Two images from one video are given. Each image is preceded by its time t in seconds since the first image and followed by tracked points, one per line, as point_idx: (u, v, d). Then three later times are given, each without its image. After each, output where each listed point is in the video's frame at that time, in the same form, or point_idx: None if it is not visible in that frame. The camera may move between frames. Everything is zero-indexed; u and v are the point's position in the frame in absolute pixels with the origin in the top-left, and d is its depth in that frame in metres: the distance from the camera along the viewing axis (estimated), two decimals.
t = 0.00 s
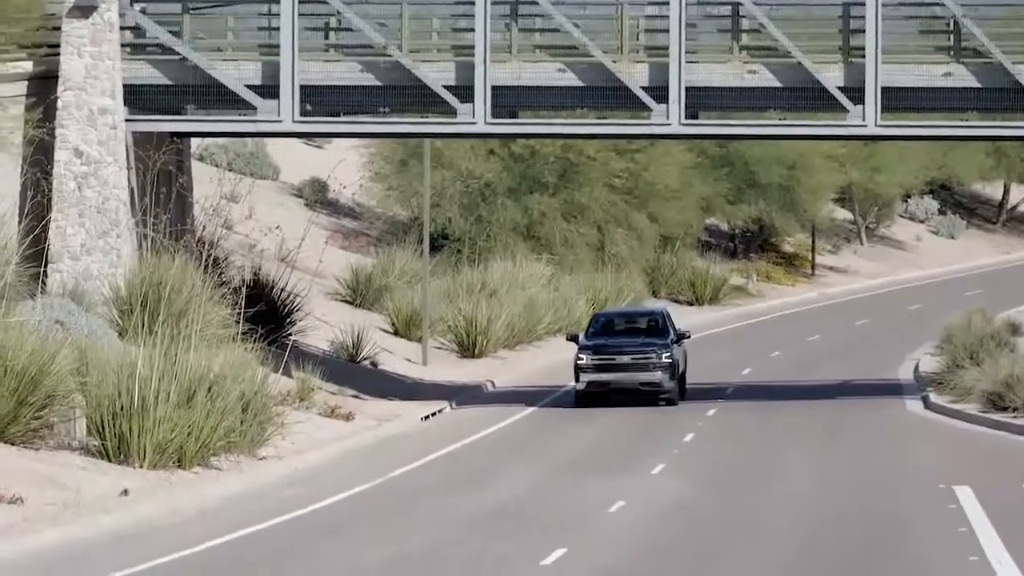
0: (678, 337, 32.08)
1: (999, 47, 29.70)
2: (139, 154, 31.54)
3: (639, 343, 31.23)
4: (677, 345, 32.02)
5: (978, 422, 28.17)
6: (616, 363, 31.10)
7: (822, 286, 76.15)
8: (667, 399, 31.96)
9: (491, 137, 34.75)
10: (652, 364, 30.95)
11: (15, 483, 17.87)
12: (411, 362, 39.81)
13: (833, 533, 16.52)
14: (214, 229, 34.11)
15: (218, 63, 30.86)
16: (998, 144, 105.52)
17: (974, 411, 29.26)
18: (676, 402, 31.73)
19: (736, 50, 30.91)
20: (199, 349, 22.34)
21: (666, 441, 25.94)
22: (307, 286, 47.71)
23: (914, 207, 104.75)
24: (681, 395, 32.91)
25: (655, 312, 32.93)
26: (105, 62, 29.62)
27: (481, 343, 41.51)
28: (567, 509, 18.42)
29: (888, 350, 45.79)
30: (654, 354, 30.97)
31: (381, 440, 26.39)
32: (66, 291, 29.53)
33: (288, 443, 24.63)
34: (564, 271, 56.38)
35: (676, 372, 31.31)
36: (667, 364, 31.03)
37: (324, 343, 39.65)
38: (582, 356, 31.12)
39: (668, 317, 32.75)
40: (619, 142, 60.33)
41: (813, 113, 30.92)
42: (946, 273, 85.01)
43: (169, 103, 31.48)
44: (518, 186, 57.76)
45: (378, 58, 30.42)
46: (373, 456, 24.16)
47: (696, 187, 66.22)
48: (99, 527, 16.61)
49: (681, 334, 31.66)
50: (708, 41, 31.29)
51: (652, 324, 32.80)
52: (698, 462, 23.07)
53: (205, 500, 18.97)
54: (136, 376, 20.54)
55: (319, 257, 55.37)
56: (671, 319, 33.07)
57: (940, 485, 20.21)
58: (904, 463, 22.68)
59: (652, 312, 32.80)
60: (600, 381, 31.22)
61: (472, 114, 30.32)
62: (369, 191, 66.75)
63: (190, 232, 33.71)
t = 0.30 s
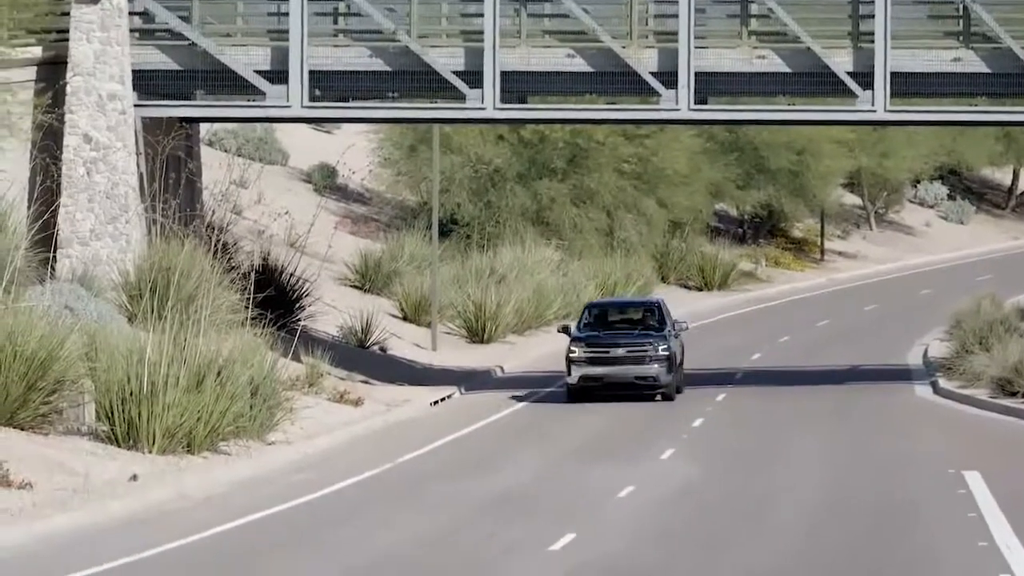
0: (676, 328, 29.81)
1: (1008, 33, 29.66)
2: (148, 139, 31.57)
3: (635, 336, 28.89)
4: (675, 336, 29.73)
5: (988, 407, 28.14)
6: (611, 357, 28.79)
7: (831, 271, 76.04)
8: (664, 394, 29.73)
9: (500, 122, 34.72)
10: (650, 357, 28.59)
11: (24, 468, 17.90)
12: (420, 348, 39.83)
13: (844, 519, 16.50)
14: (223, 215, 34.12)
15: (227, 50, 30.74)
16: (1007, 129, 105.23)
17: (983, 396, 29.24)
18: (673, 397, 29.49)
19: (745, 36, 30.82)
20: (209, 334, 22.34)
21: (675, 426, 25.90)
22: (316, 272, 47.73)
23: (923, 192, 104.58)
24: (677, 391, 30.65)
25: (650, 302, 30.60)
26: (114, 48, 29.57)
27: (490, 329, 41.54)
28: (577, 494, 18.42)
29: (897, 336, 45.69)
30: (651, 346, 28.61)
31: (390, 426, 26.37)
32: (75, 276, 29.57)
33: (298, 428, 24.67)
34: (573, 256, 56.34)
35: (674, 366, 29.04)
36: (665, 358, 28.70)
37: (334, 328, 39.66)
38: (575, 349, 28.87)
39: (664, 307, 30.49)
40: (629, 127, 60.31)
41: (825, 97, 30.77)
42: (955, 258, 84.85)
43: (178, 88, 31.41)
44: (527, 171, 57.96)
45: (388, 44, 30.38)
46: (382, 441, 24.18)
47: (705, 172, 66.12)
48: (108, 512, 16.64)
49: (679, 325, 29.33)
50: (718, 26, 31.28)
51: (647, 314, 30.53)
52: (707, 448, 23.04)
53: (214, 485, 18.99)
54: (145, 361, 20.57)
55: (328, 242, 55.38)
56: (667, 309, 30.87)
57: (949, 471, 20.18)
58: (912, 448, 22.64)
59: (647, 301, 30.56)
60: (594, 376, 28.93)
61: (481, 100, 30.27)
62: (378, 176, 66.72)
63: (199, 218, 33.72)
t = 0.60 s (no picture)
0: (672, 317, 28.15)
1: (1017, 14, 29.62)
2: (157, 120, 31.59)
3: (629, 325, 27.24)
4: (671, 327, 28.06)
5: (996, 388, 28.13)
6: (603, 347, 27.09)
7: (840, 252, 75.95)
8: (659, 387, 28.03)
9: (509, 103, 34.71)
10: (644, 348, 26.93)
11: (32, 449, 17.95)
12: (429, 328, 39.87)
13: (854, 499, 16.53)
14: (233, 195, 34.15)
15: (237, 30, 30.82)
16: (1017, 109, 104.93)
17: (992, 377, 29.24)
18: (669, 391, 27.78)
19: (754, 17, 30.87)
20: (218, 315, 22.35)
21: (683, 407, 25.93)
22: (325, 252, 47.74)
23: (932, 173, 104.41)
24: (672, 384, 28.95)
25: (644, 290, 28.93)
26: (123, 28, 29.50)
27: (499, 310, 41.57)
28: (586, 475, 18.47)
29: (906, 317, 45.64)
30: (645, 336, 26.96)
31: (398, 407, 26.34)
32: (84, 256, 29.56)
33: (307, 409, 24.73)
34: (582, 237, 56.33)
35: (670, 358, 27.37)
36: (660, 349, 27.01)
37: (342, 309, 39.68)
38: (565, 338, 27.18)
39: (659, 296, 28.81)
40: (637, 108, 60.22)
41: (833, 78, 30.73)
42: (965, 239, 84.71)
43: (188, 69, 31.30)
44: (536, 152, 58.03)
45: (398, 24, 30.40)
46: (391, 421, 24.23)
47: (714, 153, 66.04)
48: (118, 493, 16.68)
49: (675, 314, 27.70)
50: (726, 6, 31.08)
51: (642, 303, 28.83)
52: (716, 428, 23.04)
53: (223, 466, 19.03)
54: (155, 342, 20.60)
55: (337, 223, 55.37)
56: (663, 298, 29.20)
57: (959, 452, 20.17)
58: (921, 430, 22.62)
59: (641, 289, 28.85)
60: (585, 368, 27.21)
61: (490, 81, 30.25)
62: (387, 157, 66.69)
63: (208, 198, 33.67)
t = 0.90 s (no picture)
0: (670, 306, 26.30)
1: None
2: (165, 102, 31.57)
3: (623, 313, 25.38)
4: (668, 316, 26.21)
5: (1005, 370, 28.12)
6: (596, 337, 25.24)
7: (849, 235, 75.86)
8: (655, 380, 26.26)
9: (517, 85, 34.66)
10: (640, 339, 25.07)
11: (41, 431, 17.98)
12: (438, 310, 39.86)
13: (863, 480, 16.54)
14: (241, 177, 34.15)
15: (245, 12, 30.76)
16: None
17: (1000, 359, 29.22)
18: (666, 383, 25.99)
19: None
20: (226, 297, 22.34)
21: (692, 389, 25.89)
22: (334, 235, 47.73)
23: (941, 155, 104.24)
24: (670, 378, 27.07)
25: (641, 277, 27.04)
26: (131, 10, 29.53)
27: (508, 292, 41.60)
28: (595, 457, 18.47)
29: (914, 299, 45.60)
30: (641, 326, 25.10)
31: (407, 390, 26.31)
32: (93, 239, 29.58)
33: (315, 391, 24.77)
34: (591, 219, 56.28)
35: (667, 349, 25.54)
36: (657, 339, 25.15)
37: (351, 292, 39.70)
38: (555, 327, 25.35)
39: (656, 284, 26.94)
40: (646, 90, 60.13)
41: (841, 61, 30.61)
42: (974, 221, 84.59)
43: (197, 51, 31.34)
44: (545, 135, 57.92)
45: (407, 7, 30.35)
46: (400, 404, 24.25)
47: (723, 135, 65.93)
48: (126, 475, 16.69)
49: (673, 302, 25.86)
50: None
51: (637, 291, 26.94)
52: (725, 410, 23.06)
53: (232, 448, 19.05)
54: (163, 324, 20.60)
55: (346, 205, 55.38)
56: (660, 286, 27.35)
57: (967, 433, 20.18)
58: (930, 411, 22.62)
59: (636, 276, 26.98)
60: (576, 359, 25.37)
61: (499, 63, 30.35)
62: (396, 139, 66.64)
63: (217, 179, 33.65)
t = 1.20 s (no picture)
0: (671, 297, 24.80)
1: None
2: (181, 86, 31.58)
3: (621, 306, 23.94)
4: (669, 308, 24.70)
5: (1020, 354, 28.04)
6: (592, 330, 23.78)
7: (865, 219, 75.70)
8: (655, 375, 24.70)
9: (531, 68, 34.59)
10: (640, 333, 23.60)
11: (56, 415, 18.01)
12: (452, 295, 39.81)
13: (877, 465, 16.52)
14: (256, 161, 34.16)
15: None
16: None
17: (1016, 344, 29.14)
18: (667, 378, 24.43)
19: None
20: (241, 282, 22.37)
21: (707, 374, 25.83)
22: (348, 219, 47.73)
23: (956, 139, 103.99)
24: (671, 372, 25.53)
25: (640, 265, 25.51)
26: None
27: (522, 277, 41.61)
28: (608, 441, 18.46)
29: (929, 283, 45.48)
30: (640, 318, 23.66)
31: (421, 374, 26.28)
32: (107, 222, 29.58)
33: (331, 375, 24.80)
34: (606, 203, 56.21)
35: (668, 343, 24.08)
36: (657, 333, 23.68)
37: (366, 276, 39.70)
38: (549, 320, 23.87)
39: (657, 273, 25.45)
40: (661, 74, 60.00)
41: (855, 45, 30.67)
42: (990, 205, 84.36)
43: (212, 35, 31.34)
44: (559, 119, 57.80)
45: None
46: (415, 388, 24.26)
47: (737, 119, 65.77)
48: (141, 459, 16.71)
49: (674, 294, 24.40)
50: None
51: (637, 280, 25.39)
52: (740, 394, 23.02)
53: (246, 432, 19.07)
54: (178, 308, 20.63)
55: (360, 189, 55.36)
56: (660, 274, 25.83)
57: (983, 418, 20.12)
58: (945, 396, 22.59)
59: (636, 264, 25.44)
60: (571, 354, 23.87)
61: (513, 48, 30.28)
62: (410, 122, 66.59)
63: (231, 163, 33.63)
